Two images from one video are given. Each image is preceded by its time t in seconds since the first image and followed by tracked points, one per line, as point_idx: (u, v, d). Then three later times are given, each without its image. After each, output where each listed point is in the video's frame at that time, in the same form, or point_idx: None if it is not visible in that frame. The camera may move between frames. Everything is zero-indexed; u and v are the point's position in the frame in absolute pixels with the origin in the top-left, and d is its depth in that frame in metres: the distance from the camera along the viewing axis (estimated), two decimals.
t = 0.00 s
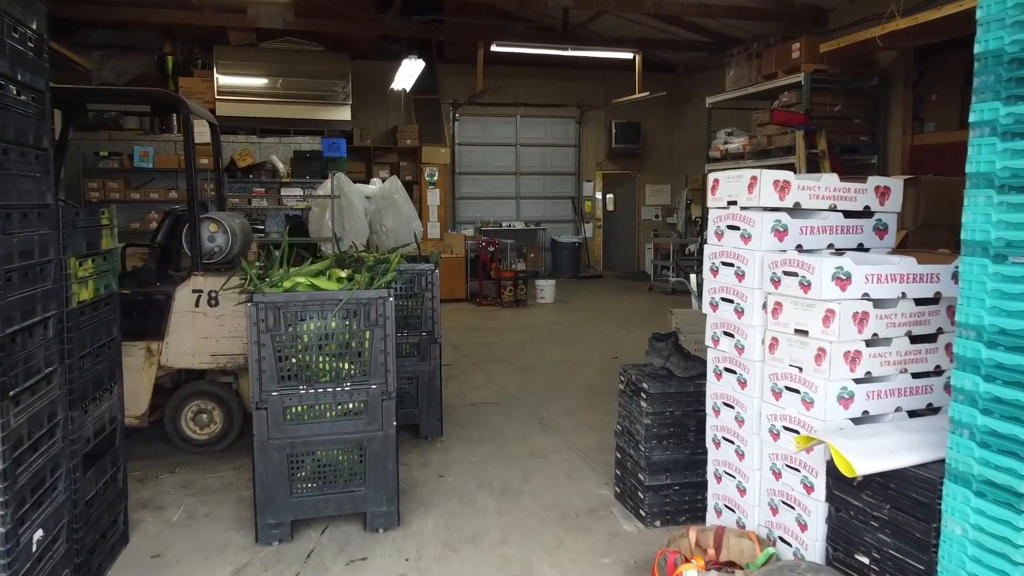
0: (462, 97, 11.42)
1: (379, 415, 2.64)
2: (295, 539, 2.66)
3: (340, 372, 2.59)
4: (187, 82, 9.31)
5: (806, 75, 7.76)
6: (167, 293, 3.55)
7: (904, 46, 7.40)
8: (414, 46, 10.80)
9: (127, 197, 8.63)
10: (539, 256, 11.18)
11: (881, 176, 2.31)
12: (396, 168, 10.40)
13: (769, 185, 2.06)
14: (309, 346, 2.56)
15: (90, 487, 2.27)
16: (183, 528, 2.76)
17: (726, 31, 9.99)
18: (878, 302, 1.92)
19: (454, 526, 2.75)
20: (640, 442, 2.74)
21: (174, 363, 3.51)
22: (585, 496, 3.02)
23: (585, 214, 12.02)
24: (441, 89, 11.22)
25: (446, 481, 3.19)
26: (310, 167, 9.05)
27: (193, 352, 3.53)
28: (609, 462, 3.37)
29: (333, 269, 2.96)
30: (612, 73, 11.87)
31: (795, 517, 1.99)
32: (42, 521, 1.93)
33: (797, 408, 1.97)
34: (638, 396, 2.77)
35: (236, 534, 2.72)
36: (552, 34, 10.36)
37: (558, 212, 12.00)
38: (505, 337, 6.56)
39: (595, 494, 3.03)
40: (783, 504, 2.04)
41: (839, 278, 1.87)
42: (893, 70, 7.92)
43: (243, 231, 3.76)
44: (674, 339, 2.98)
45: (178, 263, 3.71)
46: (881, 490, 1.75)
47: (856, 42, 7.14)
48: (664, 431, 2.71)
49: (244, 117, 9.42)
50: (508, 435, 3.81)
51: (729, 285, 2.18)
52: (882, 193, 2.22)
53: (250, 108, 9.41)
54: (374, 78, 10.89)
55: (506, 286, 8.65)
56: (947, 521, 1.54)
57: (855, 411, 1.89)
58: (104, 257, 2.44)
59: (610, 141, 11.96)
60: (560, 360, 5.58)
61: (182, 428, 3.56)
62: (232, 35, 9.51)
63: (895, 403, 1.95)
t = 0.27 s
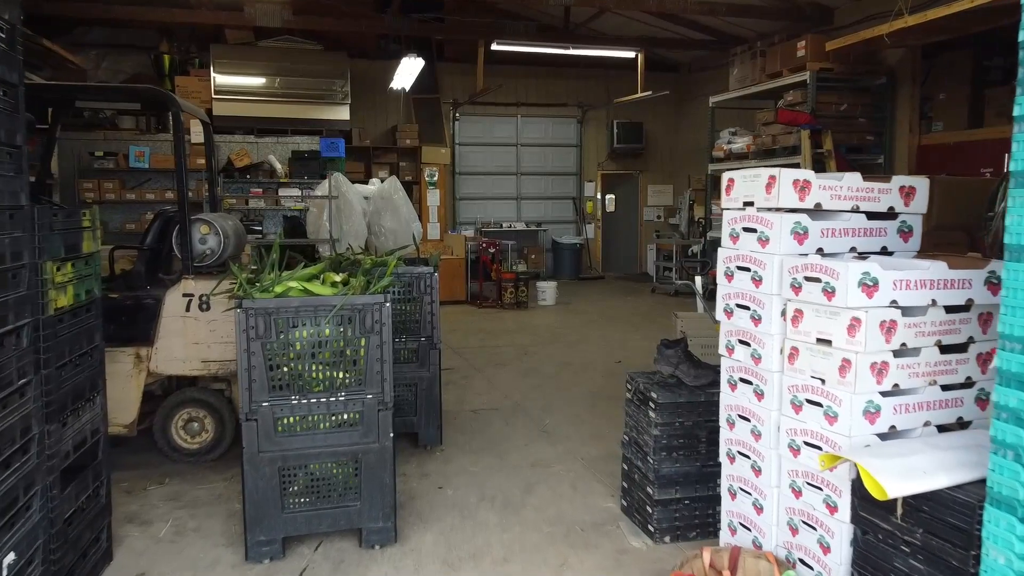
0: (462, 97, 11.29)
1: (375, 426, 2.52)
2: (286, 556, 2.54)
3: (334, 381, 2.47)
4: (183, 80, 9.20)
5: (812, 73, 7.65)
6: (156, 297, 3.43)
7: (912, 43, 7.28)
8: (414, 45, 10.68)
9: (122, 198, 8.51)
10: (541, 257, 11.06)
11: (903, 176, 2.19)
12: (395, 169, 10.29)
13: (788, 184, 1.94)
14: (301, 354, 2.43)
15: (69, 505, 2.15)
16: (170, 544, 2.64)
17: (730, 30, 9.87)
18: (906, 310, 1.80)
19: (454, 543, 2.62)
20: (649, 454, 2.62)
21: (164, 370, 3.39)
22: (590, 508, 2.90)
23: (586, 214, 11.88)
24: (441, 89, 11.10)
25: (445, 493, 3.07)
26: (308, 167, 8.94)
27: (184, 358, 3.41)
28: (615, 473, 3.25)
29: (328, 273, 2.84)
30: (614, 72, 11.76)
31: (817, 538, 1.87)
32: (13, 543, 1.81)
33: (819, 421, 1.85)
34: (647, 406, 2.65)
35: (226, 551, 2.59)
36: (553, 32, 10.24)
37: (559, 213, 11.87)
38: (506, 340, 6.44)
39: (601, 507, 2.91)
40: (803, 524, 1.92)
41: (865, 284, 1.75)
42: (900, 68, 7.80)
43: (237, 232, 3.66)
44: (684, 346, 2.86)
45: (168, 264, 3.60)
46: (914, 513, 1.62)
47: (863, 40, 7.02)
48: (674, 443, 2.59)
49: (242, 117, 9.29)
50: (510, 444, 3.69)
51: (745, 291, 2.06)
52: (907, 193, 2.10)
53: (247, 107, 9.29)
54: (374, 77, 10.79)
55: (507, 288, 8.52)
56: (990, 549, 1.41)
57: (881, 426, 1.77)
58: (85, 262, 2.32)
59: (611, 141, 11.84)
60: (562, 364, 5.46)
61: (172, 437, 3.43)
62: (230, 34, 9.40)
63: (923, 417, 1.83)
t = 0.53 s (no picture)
0: (463, 96, 11.15)
1: (369, 439, 2.38)
2: None
3: (325, 392, 2.33)
4: (178, 78, 9.06)
5: (818, 71, 7.53)
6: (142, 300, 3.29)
7: (920, 41, 7.14)
8: (413, 43, 10.54)
9: (117, 198, 8.38)
10: (542, 258, 10.92)
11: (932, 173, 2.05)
12: (395, 168, 10.16)
13: (812, 183, 1.81)
14: (291, 363, 2.30)
15: (40, 524, 2.01)
16: (153, 562, 2.50)
17: (734, 27, 9.73)
18: (940, 318, 1.67)
19: (451, 562, 2.48)
20: (658, 467, 2.48)
21: (151, 377, 3.25)
22: (596, 524, 2.76)
23: (588, 215, 11.74)
24: (441, 87, 10.97)
25: (443, 507, 2.93)
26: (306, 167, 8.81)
27: (172, 365, 3.27)
28: (621, 485, 3.11)
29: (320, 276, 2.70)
30: (616, 71, 11.62)
31: (843, 564, 1.73)
32: None
33: (845, 439, 1.71)
34: (656, 417, 2.52)
35: (211, 570, 2.46)
36: (554, 30, 10.11)
37: (560, 213, 11.73)
38: (507, 343, 6.31)
39: (607, 522, 2.77)
40: (827, 548, 1.78)
41: (898, 291, 1.61)
42: (908, 66, 7.66)
43: (227, 233, 3.53)
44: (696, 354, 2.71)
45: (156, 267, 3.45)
46: (951, 540, 1.45)
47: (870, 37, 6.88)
48: (685, 456, 2.46)
49: (238, 115, 9.16)
50: (511, 453, 3.55)
51: (764, 297, 1.92)
52: (937, 192, 1.96)
53: (244, 106, 9.15)
54: (373, 76, 10.65)
55: (508, 290, 8.38)
56: None
57: (914, 444, 1.63)
58: (60, 264, 2.18)
59: (613, 141, 11.70)
60: (565, 369, 5.32)
61: (160, 446, 3.30)
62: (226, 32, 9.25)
63: (957, 434, 1.68)
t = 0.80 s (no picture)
0: (462, 94, 11.02)
1: (362, 452, 2.24)
2: None
3: (316, 402, 2.19)
4: (173, 75, 8.91)
5: (824, 69, 7.41)
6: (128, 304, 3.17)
7: (929, 38, 7.00)
8: (413, 40, 10.40)
9: (112, 197, 8.26)
10: (543, 259, 10.78)
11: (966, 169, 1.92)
12: (394, 168, 10.03)
13: (840, 180, 1.67)
14: (279, 372, 2.16)
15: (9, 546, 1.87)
16: None
17: (738, 25, 9.60)
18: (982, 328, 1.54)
19: None
20: (669, 482, 2.35)
21: (136, 383, 3.11)
22: (603, 540, 2.62)
23: (589, 215, 11.61)
24: (441, 85, 10.83)
25: (441, 521, 2.79)
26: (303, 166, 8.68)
27: (158, 371, 3.13)
28: (628, 498, 2.97)
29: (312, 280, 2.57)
30: (618, 69, 11.49)
31: None
32: None
33: (878, 458, 1.57)
34: (666, 428, 2.38)
35: None
36: (555, 27, 9.97)
37: (562, 213, 11.59)
38: (508, 346, 6.17)
39: (615, 538, 2.63)
40: None
41: (939, 297, 1.48)
42: (916, 64, 7.52)
43: (217, 233, 3.38)
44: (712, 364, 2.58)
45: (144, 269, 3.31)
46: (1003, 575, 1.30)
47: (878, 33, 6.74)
48: (698, 469, 2.32)
49: (235, 114, 9.02)
50: (512, 463, 3.41)
51: (787, 302, 1.79)
52: (973, 189, 1.83)
53: (241, 104, 9.03)
54: (372, 74, 10.51)
55: (509, 291, 8.24)
56: None
57: (954, 464, 1.50)
58: (33, 267, 2.05)
59: (615, 140, 11.57)
60: (567, 373, 5.18)
61: (147, 455, 3.16)
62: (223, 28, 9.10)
63: (1001, 453, 1.55)
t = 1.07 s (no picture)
0: (463, 93, 10.89)
1: (358, 469, 2.10)
2: None
3: (309, 417, 2.05)
4: (171, 74, 8.75)
5: (832, 67, 7.26)
6: (115, 309, 3.02)
7: (939, 35, 6.86)
8: (413, 38, 10.26)
9: (107, 198, 8.13)
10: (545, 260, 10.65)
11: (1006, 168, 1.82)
12: (394, 167, 9.91)
13: (879, 178, 1.54)
14: (269, 385, 2.02)
15: None
16: None
17: (742, 22, 9.45)
18: None
19: None
20: (684, 501, 2.21)
21: (123, 392, 2.97)
22: (613, 560, 2.49)
23: (591, 215, 11.48)
24: (441, 84, 10.69)
25: (442, 539, 2.65)
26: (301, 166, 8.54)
27: (146, 379, 2.99)
28: (638, 514, 2.83)
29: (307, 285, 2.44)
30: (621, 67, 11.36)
31: None
32: None
33: (921, 484, 1.43)
34: (681, 444, 2.24)
35: None
36: (557, 25, 9.84)
37: (563, 213, 11.45)
38: (510, 350, 6.04)
39: (625, 558, 2.49)
40: None
41: (993, 309, 1.34)
42: (925, 62, 7.37)
43: (208, 236, 3.25)
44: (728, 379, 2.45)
45: (131, 272, 3.19)
46: None
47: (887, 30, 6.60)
48: (714, 488, 2.18)
49: (232, 112, 8.88)
50: (516, 475, 3.27)
51: (817, 312, 1.65)
52: (1018, 190, 1.73)
53: (239, 103, 8.89)
54: (372, 72, 10.38)
55: (510, 293, 8.11)
56: None
57: (1008, 491, 1.36)
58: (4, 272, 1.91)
59: (617, 140, 11.44)
60: (570, 378, 5.05)
61: (134, 467, 3.02)
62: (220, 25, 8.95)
63: None
